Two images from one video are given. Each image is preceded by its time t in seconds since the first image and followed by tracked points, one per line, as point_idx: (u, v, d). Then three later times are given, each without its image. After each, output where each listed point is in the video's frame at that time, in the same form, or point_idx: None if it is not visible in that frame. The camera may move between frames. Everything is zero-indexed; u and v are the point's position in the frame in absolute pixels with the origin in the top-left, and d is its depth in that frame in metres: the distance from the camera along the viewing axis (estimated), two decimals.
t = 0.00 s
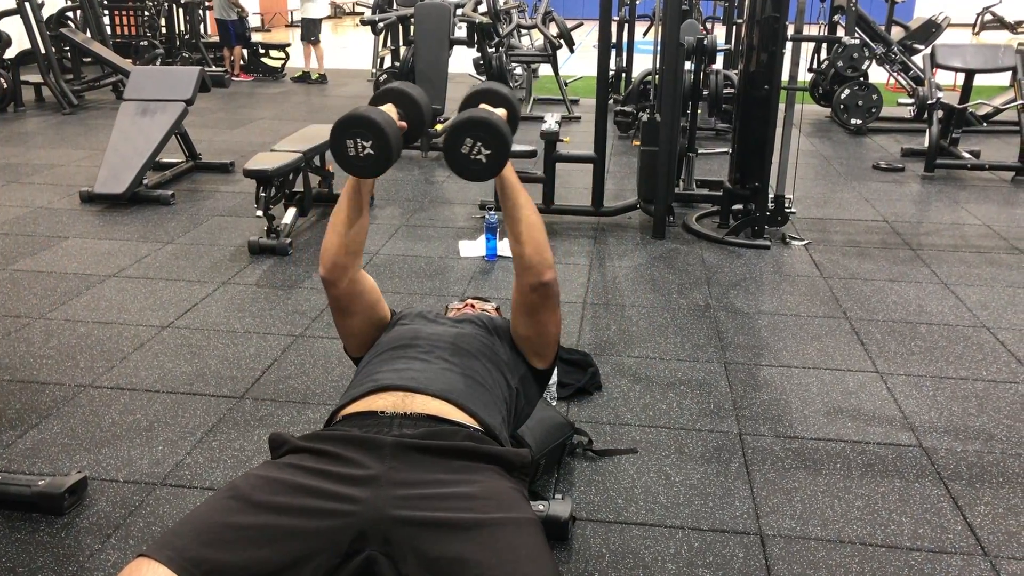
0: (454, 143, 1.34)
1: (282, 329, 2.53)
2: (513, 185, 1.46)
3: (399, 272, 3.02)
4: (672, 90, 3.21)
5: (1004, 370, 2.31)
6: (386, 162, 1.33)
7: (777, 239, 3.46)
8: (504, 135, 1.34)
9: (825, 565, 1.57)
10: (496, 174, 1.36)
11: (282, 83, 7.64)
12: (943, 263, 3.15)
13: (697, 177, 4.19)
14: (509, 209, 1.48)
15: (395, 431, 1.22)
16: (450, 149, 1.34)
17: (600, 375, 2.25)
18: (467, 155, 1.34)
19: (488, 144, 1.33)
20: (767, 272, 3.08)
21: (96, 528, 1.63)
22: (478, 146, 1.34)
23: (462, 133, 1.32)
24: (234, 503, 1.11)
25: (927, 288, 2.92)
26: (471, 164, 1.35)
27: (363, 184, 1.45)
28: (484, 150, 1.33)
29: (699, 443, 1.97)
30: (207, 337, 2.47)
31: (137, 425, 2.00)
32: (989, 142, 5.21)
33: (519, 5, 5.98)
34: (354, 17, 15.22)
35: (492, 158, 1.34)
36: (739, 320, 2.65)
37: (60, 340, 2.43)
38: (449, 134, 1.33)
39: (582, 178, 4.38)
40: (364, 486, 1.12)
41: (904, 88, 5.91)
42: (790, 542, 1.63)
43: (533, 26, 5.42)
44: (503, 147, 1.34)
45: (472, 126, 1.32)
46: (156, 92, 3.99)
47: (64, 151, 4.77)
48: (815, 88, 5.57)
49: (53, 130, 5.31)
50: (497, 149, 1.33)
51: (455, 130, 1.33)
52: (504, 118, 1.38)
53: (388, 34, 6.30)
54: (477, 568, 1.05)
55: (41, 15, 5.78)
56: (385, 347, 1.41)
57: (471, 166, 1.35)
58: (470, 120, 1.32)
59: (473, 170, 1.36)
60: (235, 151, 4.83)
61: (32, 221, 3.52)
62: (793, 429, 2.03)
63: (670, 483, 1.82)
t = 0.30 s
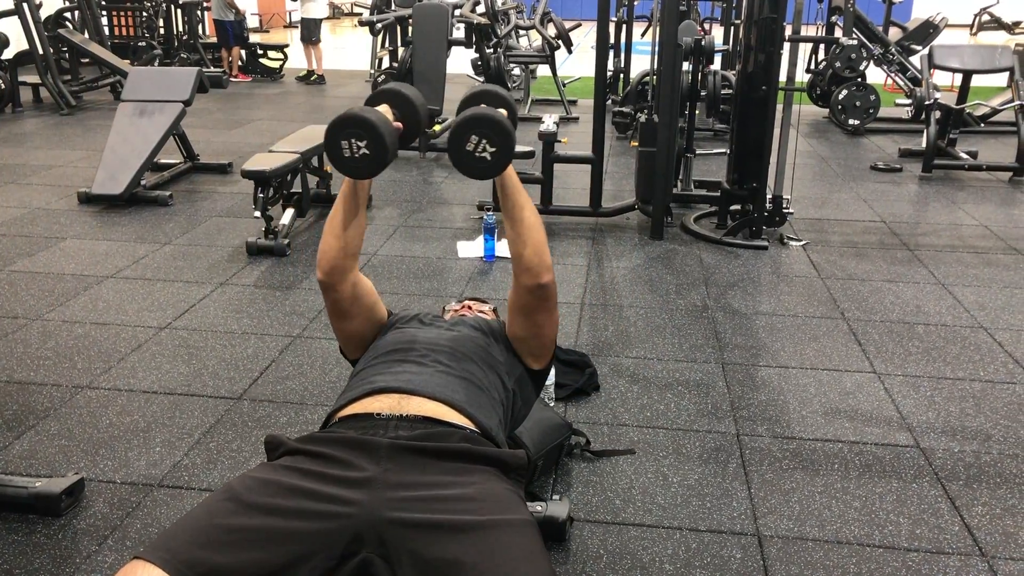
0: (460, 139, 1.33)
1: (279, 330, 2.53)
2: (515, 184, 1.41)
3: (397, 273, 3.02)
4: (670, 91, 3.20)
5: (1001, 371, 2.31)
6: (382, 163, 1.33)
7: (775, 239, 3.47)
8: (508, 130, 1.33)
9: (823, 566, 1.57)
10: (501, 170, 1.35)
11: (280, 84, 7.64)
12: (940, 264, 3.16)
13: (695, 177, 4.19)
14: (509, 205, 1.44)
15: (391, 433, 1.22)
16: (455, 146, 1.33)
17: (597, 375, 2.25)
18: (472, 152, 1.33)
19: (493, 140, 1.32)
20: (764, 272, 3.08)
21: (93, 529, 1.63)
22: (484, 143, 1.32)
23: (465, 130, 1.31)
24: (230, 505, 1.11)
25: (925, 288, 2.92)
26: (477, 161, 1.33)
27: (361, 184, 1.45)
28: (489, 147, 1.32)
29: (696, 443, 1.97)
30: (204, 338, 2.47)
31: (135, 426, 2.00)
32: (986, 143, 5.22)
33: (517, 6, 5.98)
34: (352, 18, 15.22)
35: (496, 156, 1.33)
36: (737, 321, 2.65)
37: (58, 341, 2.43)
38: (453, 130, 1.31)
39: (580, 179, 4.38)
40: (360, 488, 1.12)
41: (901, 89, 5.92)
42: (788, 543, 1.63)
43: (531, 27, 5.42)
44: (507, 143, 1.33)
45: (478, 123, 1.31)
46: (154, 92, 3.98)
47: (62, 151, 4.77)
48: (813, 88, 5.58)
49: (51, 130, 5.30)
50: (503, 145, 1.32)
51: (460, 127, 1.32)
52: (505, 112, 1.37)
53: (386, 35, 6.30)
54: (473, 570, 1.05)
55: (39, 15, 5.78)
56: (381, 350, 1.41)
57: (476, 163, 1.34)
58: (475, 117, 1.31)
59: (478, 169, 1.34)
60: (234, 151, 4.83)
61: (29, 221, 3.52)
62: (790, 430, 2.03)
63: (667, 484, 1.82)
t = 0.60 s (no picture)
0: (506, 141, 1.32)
1: (277, 330, 2.52)
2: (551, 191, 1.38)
3: (394, 272, 3.01)
4: (667, 90, 3.19)
5: (999, 370, 2.31)
6: (347, 157, 1.38)
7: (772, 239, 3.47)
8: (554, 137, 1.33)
9: (821, 566, 1.57)
10: (544, 177, 1.35)
11: (278, 83, 7.63)
12: (938, 263, 3.15)
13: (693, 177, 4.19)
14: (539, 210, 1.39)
15: (389, 434, 1.22)
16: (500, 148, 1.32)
17: (595, 375, 2.25)
18: (518, 155, 1.32)
19: (540, 145, 1.31)
20: (762, 272, 3.08)
21: (90, 529, 1.63)
22: (529, 147, 1.32)
23: (512, 133, 1.31)
24: (228, 505, 1.11)
25: (923, 288, 2.92)
26: (523, 165, 1.32)
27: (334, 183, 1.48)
28: (534, 150, 1.32)
29: (694, 443, 1.96)
30: (201, 338, 2.46)
31: (132, 426, 2.00)
32: (984, 142, 5.22)
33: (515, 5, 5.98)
34: (350, 17, 15.21)
35: (541, 162, 1.32)
36: (734, 320, 2.65)
37: (55, 341, 2.43)
38: (501, 133, 1.31)
39: (577, 178, 4.38)
40: (358, 488, 1.12)
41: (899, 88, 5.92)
42: (786, 543, 1.63)
43: (529, 27, 5.42)
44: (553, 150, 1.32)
45: (527, 126, 1.31)
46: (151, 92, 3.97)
47: (60, 151, 4.76)
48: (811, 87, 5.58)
49: (48, 130, 5.29)
50: (550, 150, 1.32)
51: (507, 129, 1.31)
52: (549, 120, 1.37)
53: (384, 34, 6.29)
54: (471, 570, 1.05)
55: (35, 15, 5.76)
56: (381, 350, 1.41)
57: (522, 167, 1.33)
58: (521, 120, 1.31)
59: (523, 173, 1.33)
60: (231, 151, 4.83)
61: (27, 221, 3.51)
62: (788, 430, 2.02)
63: (665, 483, 1.82)
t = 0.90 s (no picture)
0: (566, 148, 1.23)
1: (275, 330, 2.52)
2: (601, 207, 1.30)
3: (393, 272, 3.01)
4: (666, 89, 3.19)
5: (997, 370, 2.31)
6: (298, 155, 1.33)
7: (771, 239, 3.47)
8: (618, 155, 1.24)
9: (820, 565, 1.57)
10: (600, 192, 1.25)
11: (276, 83, 7.63)
12: (936, 263, 3.16)
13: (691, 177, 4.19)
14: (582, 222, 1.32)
15: (388, 433, 1.21)
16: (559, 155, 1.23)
17: (593, 375, 2.25)
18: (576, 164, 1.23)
19: (603, 159, 1.22)
20: (760, 271, 3.08)
21: (87, 529, 1.63)
22: (591, 158, 1.22)
23: (578, 143, 1.22)
24: (226, 504, 1.11)
25: (921, 288, 2.92)
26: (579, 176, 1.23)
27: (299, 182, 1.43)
28: (594, 162, 1.22)
29: (692, 443, 1.96)
30: (199, 337, 2.46)
31: (130, 425, 1.99)
32: (982, 142, 5.22)
33: (514, 5, 5.97)
34: (348, 17, 15.21)
35: (600, 178, 1.23)
36: (733, 320, 2.65)
37: (52, 341, 2.42)
38: (566, 140, 1.23)
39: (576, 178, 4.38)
40: (356, 488, 1.12)
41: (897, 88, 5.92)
42: (784, 542, 1.63)
43: (528, 27, 5.41)
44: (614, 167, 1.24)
45: (593, 137, 1.22)
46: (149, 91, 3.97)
47: (57, 151, 4.75)
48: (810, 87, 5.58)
49: (46, 129, 5.29)
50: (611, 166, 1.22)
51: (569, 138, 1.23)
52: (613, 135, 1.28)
53: (382, 34, 6.29)
54: (469, 570, 1.05)
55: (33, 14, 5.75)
56: (380, 348, 1.40)
57: (576, 176, 1.23)
58: (586, 129, 1.22)
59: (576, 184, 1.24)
60: (229, 151, 4.82)
61: (24, 221, 3.50)
62: (786, 429, 2.02)
63: (664, 483, 1.82)
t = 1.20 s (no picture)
0: (627, 171, 1.20)
1: (272, 329, 2.52)
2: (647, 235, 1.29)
3: (391, 272, 3.01)
4: (664, 89, 3.20)
5: (995, 369, 2.31)
6: (244, 172, 1.32)
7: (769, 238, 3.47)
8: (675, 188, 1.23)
9: (818, 564, 1.56)
10: (652, 218, 1.23)
11: (274, 83, 7.62)
12: (934, 262, 3.16)
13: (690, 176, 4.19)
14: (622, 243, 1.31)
15: (383, 430, 1.21)
16: (618, 177, 1.20)
17: (591, 374, 2.24)
18: (634, 188, 1.20)
19: (664, 187, 1.20)
20: (759, 270, 3.08)
21: (83, 529, 1.62)
22: (651, 184, 1.20)
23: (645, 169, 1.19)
24: (221, 502, 1.10)
25: (919, 286, 2.92)
26: (634, 199, 1.21)
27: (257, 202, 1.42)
28: (654, 188, 1.20)
29: (690, 441, 1.96)
30: (197, 337, 2.46)
31: (127, 425, 1.99)
32: (980, 141, 5.22)
33: (512, 5, 5.97)
34: (346, 17, 15.19)
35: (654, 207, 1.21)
36: (731, 319, 2.65)
37: (49, 340, 2.42)
38: (635, 162, 1.19)
39: (574, 178, 4.38)
40: (351, 485, 1.12)
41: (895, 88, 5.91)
42: (782, 541, 1.63)
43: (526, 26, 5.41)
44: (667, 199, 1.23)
45: (659, 165, 1.20)
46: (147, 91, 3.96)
47: (55, 150, 4.75)
48: (808, 86, 5.58)
49: (44, 129, 5.28)
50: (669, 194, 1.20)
51: (629, 161, 1.20)
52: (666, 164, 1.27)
53: (380, 34, 6.28)
54: (464, 567, 1.04)
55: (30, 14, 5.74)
56: (372, 345, 1.40)
57: (632, 198, 1.21)
58: (647, 154, 1.20)
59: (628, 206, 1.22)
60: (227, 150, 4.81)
61: (21, 221, 3.50)
62: (784, 428, 2.02)
63: (661, 481, 1.81)
